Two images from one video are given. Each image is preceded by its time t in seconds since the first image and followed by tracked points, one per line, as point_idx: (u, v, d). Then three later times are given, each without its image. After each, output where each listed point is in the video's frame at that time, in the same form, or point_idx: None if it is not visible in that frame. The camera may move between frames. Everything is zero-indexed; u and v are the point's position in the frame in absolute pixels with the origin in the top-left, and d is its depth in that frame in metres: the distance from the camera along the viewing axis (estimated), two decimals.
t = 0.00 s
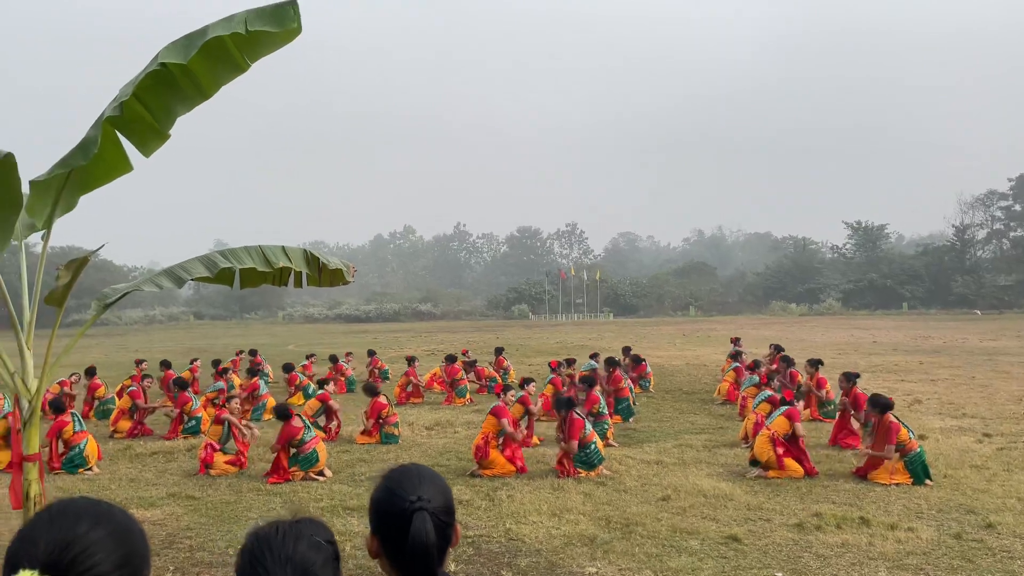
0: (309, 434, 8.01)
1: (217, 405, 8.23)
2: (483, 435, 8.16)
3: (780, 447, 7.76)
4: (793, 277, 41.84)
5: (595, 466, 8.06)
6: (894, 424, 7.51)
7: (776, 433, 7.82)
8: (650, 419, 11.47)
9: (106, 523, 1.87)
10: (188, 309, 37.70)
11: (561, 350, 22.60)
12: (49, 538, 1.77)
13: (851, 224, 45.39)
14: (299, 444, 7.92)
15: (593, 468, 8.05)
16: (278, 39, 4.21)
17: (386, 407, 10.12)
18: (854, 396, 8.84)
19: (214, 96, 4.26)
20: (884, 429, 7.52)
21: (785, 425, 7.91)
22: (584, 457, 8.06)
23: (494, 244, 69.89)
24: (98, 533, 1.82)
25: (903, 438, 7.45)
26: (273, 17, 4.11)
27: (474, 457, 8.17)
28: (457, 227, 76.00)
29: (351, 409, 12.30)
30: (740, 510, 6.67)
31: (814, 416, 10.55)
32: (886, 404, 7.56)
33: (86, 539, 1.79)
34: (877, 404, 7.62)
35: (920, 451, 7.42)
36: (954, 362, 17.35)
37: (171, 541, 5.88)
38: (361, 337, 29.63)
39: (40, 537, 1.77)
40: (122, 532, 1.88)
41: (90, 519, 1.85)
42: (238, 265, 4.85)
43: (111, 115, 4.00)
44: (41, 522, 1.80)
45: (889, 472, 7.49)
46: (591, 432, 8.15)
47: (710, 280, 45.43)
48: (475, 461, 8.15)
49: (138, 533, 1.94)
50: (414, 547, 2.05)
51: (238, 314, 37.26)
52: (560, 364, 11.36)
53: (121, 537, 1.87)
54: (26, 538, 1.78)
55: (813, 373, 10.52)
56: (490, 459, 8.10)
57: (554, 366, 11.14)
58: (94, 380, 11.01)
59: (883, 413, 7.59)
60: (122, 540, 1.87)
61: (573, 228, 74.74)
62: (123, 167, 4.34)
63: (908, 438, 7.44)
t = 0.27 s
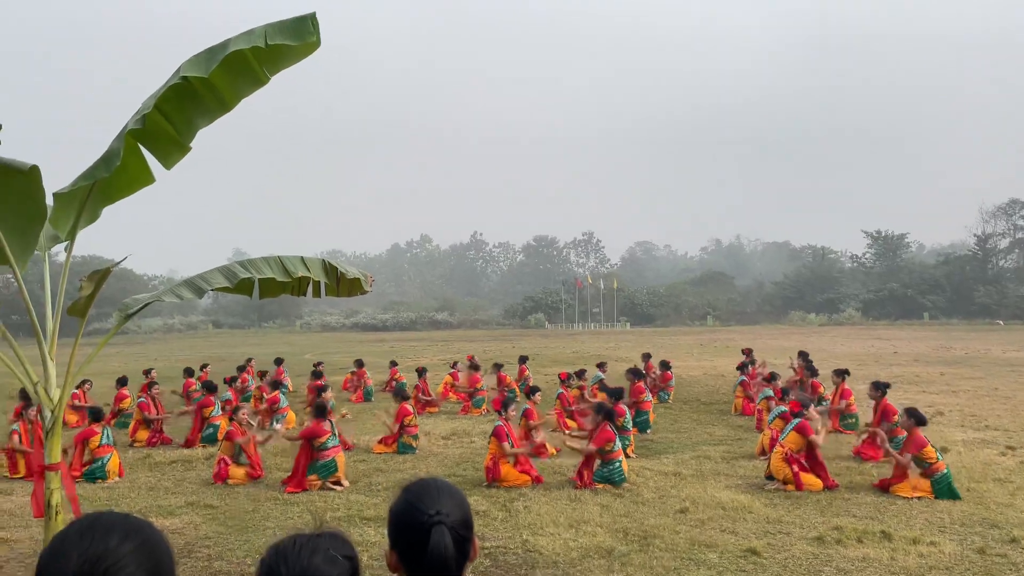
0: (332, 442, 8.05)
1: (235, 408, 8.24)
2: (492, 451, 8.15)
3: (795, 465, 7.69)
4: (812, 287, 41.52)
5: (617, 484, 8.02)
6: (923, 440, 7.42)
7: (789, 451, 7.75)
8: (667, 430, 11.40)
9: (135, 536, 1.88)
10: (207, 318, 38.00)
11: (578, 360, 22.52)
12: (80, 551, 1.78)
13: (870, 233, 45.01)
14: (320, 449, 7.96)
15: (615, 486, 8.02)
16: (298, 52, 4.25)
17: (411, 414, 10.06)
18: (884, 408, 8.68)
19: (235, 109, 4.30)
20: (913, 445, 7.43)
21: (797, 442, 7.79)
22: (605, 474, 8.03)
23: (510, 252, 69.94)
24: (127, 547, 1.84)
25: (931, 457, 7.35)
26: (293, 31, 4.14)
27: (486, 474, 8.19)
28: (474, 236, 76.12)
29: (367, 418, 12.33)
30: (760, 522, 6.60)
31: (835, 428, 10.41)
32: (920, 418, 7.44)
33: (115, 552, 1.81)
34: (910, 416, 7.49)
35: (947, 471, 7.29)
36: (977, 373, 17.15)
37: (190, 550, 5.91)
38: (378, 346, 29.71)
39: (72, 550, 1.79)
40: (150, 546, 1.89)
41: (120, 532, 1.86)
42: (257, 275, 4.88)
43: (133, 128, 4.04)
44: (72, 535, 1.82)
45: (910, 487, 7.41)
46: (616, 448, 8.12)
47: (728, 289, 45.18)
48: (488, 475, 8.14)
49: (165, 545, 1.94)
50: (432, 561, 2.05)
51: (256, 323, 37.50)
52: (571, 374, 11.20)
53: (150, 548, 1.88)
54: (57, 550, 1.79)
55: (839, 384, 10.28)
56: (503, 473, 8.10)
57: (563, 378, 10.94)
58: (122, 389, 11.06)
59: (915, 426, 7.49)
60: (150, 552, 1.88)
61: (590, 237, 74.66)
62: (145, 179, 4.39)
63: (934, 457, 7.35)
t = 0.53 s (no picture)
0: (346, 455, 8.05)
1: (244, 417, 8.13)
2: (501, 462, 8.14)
3: (810, 478, 7.62)
4: (825, 297, 41.31)
5: (626, 491, 7.99)
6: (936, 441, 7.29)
7: (803, 465, 7.69)
8: (679, 442, 11.34)
9: (151, 553, 1.88)
10: (220, 328, 38.20)
11: (589, 370, 22.46)
12: (95, 566, 1.78)
13: (884, 244, 44.76)
14: (335, 461, 7.96)
15: (624, 494, 7.99)
16: (311, 66, 4.28)
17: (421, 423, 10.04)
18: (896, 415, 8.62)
19: (247, 122, 4.33)
20: (926, 446, 7.29)
21: (809, 455, 7.73)
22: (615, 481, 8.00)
23: (522, 262, 70.00)
24: (143, 564, 1.83)
25: (943, 460, 7.26)
26: (304, 45, 4.17)
27: (498, 485, 8.19)
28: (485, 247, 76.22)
29: (379, 429, 12.33)
30: (773, 536, 6.54)
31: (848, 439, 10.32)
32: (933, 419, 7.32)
33: (132, 569, 1.81)
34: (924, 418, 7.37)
35: (959, 476, 7.18)
36: (992, 385, 16.99)
37: (201, 561, 5.91)
38: (389, 356, 29.76)
39: (90, 564, 1.79)
40: (166, 561, 1.89)
41: (135, 548, 1.87)
42: (269, 288, 4.90)
43: (147, 142, 4.07)
44: (88, 551, 1.83)
45: (927, 499, 7.32)
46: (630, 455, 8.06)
47: (740, 300, 44.98)
48: (501, 486, 8.13)
49: (181, 561, 1.94)
50: None
51: (268, 333, 37.67)
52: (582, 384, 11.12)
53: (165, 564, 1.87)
54: (74, 565, 1.80)
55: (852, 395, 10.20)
56: (515, 484, 8.08)
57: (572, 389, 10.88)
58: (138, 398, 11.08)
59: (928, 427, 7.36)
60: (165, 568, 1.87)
61: (601, 247, 74.59)
62: (158, 192, 4.42)
63: (948, 461, 7.24)
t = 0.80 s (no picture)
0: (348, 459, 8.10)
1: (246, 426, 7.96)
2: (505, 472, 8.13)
3: (816, 489, 7.59)
4: (831, 306, 41.19)
5: (635, 504, 7.94)
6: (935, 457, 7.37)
7: (809, 475, 7.64)
8: (685, 451, 11.31)
9: (159, 563, 1.88)
10: (225, 337, 38.28)
11: (594, 380, 22.42)
12: None
13: (890, 252, 44.65)
14: (337, 467, 8.00)
15: (633, 506, 7.94)
16: (315, 76, 4.30)
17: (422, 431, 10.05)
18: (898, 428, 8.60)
19: (251, 132, 4.35)
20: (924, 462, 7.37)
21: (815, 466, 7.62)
22: (623, 495, 7.98)
23: (527, 271, 70.00)
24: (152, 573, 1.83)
25: (947, 475, 7.32)
26: (308, 56, 4.18)
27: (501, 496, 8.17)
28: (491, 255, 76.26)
29: (384, 438, 12.32)
30: (779, 547, 6.51)
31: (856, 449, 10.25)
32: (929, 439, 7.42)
33: None
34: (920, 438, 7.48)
35: (966, 489, 7.20)
36: (1000, 394, 16.91)
37: (206, 571, 5.91)
38: (394, 365, 29.75)
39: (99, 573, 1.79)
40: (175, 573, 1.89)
41: (145, 558, 1.88)
42: (273, 297, 4.91)
43: (152, 152, 4.09)
44: (97, 562, 1.83)
45: (933, 511, 7.30)
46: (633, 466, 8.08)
47: (746, 309, 44.87)
48: (503, 496, 8.11)
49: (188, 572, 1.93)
50: None
51: (273, 342, 37.72)
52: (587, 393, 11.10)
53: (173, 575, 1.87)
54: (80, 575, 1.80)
55: (852, 404, 10.23)
56: (518, 494, 8.06)
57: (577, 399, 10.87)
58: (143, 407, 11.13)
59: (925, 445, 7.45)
60: None
61: (606, 255, 74.53)
62: (164, 202, 4.44)
63: (949, 476, 7.29)
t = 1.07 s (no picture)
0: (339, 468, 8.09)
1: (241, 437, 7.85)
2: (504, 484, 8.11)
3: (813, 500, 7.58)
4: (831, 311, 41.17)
5: (629, 506, 7.89)
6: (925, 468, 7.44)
7: (806, 488, 7.60)
8: (684, 457, 11.29)
9: (157, 568, 1.86)
10: (225, 343, 38.27)
11: (594, 385, 22.40)
12: None
13: (890, 258, 44.66)
14: (329, 476, 7.96)
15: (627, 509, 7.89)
16: (312, 82, 4.29)
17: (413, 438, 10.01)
18: (888, 434, 8.65)
19: (249, 139, 4.35)
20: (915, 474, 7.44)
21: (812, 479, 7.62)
22: (615, 497, 7.92)
23: (527, 277, 70.02)
24: None
25: (941, 481, 7.31)
26: (306, 61, 4.18)
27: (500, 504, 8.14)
28: (491, 261, 76.27)
29: (383, 445, 12.30)
30: (778, 553, 6.49)
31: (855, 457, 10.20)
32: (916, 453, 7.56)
33: None
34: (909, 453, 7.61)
35: (962, 492, 7.21)
36: (1000, 399, 16.89)
37: None
38: (394, 371, 29.71)
39: None
40: None
41: (149, 563, 1.87)
42: (271, 304, 4.90)
43: (149, 157, 4.09)
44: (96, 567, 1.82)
45: (933, 516, 7.28)
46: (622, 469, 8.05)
47: (746, 314, 44.85)
48: (503, 504, 8.08)
49: None
50: None
51: (273, 348, 37.71)
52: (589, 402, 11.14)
53: None
54: None
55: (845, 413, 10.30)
56: (518, 502, 8.04)
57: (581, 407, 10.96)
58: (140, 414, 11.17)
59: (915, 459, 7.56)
60: None
61: (606, 261, 74.54)
62: (161, 208, 4.43)
63: (943, 481, 7.32)
